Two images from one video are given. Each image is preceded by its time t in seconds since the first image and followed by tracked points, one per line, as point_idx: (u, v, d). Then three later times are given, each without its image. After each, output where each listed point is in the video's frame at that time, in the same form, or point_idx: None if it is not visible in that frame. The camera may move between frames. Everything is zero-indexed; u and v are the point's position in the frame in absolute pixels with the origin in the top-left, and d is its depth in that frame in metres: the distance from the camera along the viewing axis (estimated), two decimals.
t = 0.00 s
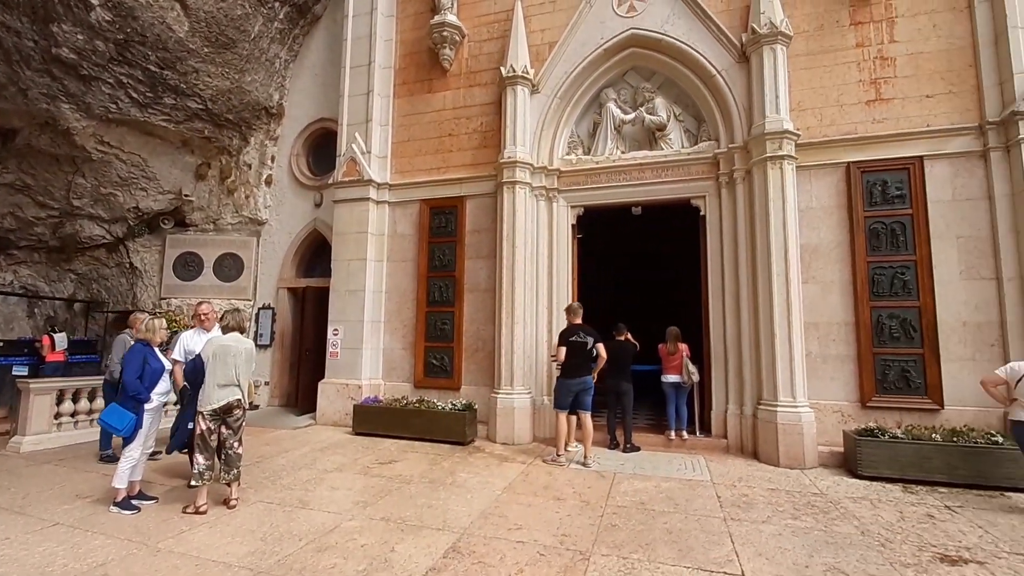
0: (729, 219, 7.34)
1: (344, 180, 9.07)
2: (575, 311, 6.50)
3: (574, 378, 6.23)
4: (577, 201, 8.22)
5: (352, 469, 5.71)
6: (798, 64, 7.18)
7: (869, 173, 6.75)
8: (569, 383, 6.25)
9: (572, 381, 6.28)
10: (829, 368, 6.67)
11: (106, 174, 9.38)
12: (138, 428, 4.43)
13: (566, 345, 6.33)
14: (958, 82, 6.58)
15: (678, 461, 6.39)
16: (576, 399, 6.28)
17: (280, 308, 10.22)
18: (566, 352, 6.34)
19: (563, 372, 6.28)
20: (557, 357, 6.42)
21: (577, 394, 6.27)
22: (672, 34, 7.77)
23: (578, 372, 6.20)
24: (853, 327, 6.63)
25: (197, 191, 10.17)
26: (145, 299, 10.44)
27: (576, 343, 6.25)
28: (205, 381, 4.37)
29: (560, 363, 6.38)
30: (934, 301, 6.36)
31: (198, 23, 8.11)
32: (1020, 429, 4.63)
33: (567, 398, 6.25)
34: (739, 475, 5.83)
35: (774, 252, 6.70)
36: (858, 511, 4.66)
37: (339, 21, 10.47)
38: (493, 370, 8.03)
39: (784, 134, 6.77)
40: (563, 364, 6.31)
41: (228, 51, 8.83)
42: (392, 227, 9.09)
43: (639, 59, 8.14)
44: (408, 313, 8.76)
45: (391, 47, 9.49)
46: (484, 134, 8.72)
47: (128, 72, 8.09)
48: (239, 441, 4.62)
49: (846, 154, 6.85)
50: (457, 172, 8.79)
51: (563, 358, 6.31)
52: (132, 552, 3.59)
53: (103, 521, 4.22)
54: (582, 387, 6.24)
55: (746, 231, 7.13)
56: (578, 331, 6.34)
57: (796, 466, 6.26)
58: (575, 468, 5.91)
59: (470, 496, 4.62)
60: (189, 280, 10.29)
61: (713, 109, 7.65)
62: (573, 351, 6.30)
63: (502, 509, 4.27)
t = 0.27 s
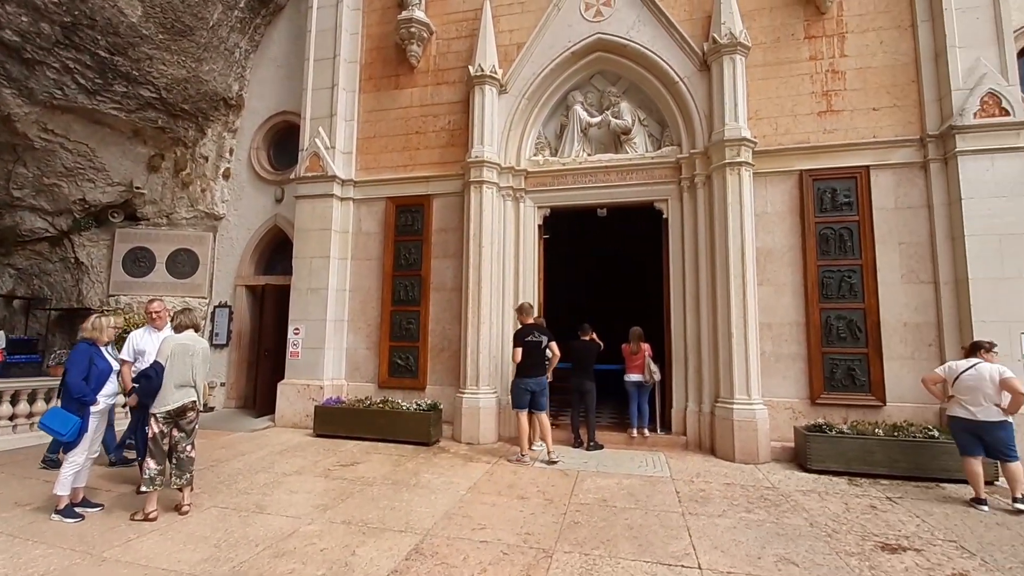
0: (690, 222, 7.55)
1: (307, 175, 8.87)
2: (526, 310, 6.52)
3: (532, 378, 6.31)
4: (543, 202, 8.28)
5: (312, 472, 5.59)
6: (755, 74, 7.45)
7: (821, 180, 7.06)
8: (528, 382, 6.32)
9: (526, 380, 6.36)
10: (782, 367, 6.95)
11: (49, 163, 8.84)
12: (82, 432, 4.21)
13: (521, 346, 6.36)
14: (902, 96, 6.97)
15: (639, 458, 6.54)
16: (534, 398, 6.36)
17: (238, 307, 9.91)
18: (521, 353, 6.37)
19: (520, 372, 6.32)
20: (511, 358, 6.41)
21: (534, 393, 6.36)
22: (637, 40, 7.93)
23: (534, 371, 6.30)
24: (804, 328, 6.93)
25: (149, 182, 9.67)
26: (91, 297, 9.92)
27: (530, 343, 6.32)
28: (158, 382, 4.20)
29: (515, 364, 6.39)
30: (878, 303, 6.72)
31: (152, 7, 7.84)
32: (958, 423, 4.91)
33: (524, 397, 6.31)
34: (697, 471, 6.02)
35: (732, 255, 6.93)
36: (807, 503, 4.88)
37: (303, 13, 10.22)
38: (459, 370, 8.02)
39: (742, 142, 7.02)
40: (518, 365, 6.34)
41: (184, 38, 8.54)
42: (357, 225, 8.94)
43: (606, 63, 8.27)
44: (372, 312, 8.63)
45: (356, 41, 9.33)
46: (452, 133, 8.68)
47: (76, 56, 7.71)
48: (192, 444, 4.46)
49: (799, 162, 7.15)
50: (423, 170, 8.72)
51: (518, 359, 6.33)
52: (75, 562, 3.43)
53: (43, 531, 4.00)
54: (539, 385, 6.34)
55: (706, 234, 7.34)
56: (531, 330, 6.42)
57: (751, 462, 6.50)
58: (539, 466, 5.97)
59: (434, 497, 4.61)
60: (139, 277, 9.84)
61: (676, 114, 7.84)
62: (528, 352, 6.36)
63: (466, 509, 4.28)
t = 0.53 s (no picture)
0: (662, 224, 7.68)
1: (277, 171, 8.68)
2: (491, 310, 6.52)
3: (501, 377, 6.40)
4: (518, 202, 8.30)
5: (279, 474, 5.48)
6: (725, 81, 7.63)
7: (787, 186, 7.28)
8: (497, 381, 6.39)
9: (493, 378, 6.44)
10: (749, 367, 7.13)
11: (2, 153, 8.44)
12: (36, 434, 4.04)
13: (489, 346, 6.42)
14: (863, 106, 7.23)
15: (610, 457, 6.62)
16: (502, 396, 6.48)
17: (204, 305, 9.64)
18: (490, 353, 6.43)
19: (489, 372, 6.36)
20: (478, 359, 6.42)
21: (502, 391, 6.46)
22: (611, 44, 8.02)
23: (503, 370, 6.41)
24: (770, 329, 7.13)
25: (110, 175, 9.26)
26: (47, 293, 9.49)
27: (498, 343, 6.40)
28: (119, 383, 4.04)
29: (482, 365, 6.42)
30: (839, 305, 6.96)
31: None
32: (921, 422, 5.12)
33: (494, 396, 6.38)
34: (666, 469, 6.13)
35: (702, 257, 7.08)
36: (770, 500, 5.03)
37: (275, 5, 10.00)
38: (432, 369, 7.98)
39: (712, 147, 7.17)
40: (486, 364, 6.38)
41: (149, 27, 8.24)
42: (329, 222, 8.80)
43: (581, 66, 8.33)
44: (343, 311, 8.51)
45: (330, 36, 9.17)
46: (427, 131, 8.62)
47: (33, 42, 7.45)
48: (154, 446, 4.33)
49: (766, 168, 7.35)
50: (397, 168, 8.64)
51: (487, 359, 6.37)
52: (26, 570, 3.28)
53: None
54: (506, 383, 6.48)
55: (677, 237, 7.48)
56: (497, 329, 6.50)
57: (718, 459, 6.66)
58: (512, 466, 5.99)
59: (405, 498, 4.58)
60: (98, 273, 9.47)
61: (649, 118, 7.97)
62: (496, 351, 6.43)
63: (437, 510, 4.27)
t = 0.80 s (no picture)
0: (634, 225, 7.79)
1: (244, 165, 8.47)
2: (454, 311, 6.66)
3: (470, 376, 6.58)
4: (492, 201, 8.29)
5: (244, 477, 5.36)
6: (696, 86, 7.78)
7: (753, 190, 7.47)
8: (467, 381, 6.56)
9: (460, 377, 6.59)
10: (716, 366, 7.30)
11: None
12: None
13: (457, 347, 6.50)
14: (826, 114, 7.48)
15: (581, 455, 6.69)
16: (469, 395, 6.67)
17: (166, 302, 9.33)
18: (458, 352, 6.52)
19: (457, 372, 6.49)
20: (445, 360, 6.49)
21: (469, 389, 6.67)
22: (585, 45, 8.09)
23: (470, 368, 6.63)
24: (736, 329, 7.31)
25: (67, 167, 8.84)
26: None
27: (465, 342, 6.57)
28: (77, 382, 3.89)
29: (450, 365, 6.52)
30: (802, 306, 7.19)
31: None
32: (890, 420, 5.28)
33: (462, 394, 6.52)
34: (635, 466, 6.22)
35: (672, 258, 7.21)
36: (735, 495, 5.17)
37: None
38: (404, 369, 7.91)
39: (682, 150, 7.31)
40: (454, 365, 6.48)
41: (111, 14, 7.94)
42: (298, 218, 8.63)
43: (555, 67, 8.38)
44: (313, 310, 8.36)
45: (301, 29, 8.99)
46: (400, 128, 8.54)
47: None
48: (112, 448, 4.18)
49: (734, 172, 7.53)
50: (369, 165, 8.53)
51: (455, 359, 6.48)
52: None
53: None
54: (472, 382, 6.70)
55: (648, 238, 7.60)
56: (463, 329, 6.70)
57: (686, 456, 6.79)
58: (483, 465, 5.99)
59: (374, 499, 4.53)
60: (53, 268, 9.06)
61: (621, 121, 8.07)
62: (464, 351, 6.57)
63: (407, 510, 4.25)
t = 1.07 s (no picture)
0: (609, 226, 7.87)
1: (214, 160, 8.26)
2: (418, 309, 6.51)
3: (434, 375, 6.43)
4: (469, 200, 8.27)
5: (212, 479, 5.24)
6: (670, 90, 7.91)
7: (725, 193, 7.63)
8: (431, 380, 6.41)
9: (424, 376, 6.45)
10: (688, 365, 7.43)
11: None
12: None
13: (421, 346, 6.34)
14: (794, 120, 7.69)
15: (556, 454, 6.73)
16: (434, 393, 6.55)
17: (131, 300, 9.05)
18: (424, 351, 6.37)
19: (421, 371, 6.34)
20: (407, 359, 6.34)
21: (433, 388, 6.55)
22: (563, 47, 8.14)
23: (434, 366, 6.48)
24: (707, 329, 7.46)
25: (26, 159, 8.56)
26: None
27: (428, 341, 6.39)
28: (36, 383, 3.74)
29: (413, 364, 6.39)
30: (771, 306, 7.37)
31: None
32: (861, 415, 5.47)
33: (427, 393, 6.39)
34: (608, 464, 6.29)
35: (646, 259, 7.31)
36: (704, 492, 5.27)
37: None
38: (378, 369, 7.83)
39: (657, 152, 7.42)
40: (417, 363, 6.34)
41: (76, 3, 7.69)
42: (270, 215, 8.46)
43: (533, 67, 8.41)
44: (285, 309, 8.21)
45: (275, 22, 8.82)
46: (375, 125, 8.44)
47: None
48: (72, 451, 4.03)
49: (706, 175, 7.67)
50: (344, 162, 8.41)
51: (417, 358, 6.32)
52: None
53: None
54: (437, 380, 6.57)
55: (623, 239, 7.69)
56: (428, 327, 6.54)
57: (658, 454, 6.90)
58: (458, 465, 5.97)
59: (345, 501, 4.49)
60: (10, 264, 8.70)
61: (597, 122, 8.14)
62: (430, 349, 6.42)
63: (378, 512, 4.22)
